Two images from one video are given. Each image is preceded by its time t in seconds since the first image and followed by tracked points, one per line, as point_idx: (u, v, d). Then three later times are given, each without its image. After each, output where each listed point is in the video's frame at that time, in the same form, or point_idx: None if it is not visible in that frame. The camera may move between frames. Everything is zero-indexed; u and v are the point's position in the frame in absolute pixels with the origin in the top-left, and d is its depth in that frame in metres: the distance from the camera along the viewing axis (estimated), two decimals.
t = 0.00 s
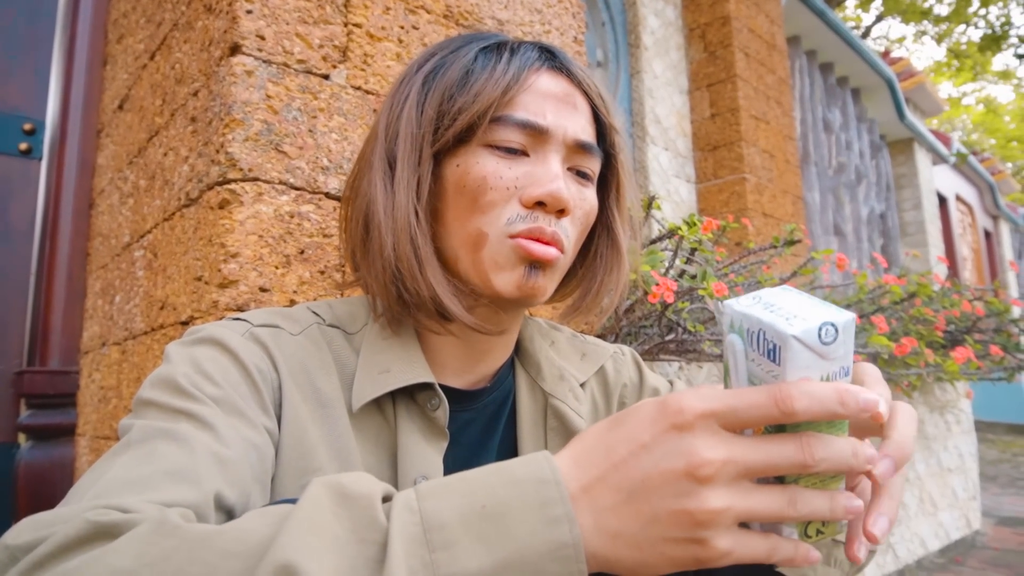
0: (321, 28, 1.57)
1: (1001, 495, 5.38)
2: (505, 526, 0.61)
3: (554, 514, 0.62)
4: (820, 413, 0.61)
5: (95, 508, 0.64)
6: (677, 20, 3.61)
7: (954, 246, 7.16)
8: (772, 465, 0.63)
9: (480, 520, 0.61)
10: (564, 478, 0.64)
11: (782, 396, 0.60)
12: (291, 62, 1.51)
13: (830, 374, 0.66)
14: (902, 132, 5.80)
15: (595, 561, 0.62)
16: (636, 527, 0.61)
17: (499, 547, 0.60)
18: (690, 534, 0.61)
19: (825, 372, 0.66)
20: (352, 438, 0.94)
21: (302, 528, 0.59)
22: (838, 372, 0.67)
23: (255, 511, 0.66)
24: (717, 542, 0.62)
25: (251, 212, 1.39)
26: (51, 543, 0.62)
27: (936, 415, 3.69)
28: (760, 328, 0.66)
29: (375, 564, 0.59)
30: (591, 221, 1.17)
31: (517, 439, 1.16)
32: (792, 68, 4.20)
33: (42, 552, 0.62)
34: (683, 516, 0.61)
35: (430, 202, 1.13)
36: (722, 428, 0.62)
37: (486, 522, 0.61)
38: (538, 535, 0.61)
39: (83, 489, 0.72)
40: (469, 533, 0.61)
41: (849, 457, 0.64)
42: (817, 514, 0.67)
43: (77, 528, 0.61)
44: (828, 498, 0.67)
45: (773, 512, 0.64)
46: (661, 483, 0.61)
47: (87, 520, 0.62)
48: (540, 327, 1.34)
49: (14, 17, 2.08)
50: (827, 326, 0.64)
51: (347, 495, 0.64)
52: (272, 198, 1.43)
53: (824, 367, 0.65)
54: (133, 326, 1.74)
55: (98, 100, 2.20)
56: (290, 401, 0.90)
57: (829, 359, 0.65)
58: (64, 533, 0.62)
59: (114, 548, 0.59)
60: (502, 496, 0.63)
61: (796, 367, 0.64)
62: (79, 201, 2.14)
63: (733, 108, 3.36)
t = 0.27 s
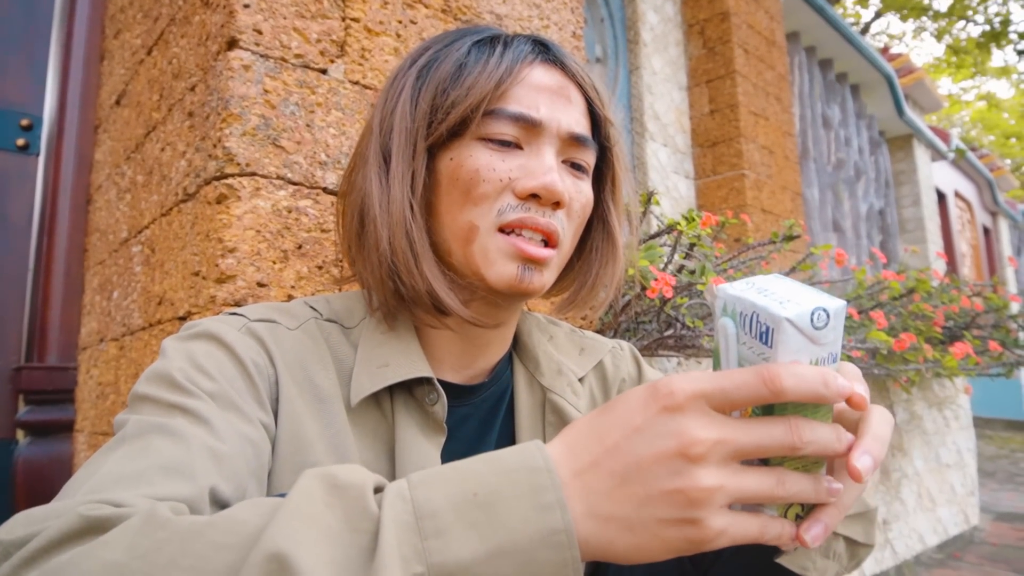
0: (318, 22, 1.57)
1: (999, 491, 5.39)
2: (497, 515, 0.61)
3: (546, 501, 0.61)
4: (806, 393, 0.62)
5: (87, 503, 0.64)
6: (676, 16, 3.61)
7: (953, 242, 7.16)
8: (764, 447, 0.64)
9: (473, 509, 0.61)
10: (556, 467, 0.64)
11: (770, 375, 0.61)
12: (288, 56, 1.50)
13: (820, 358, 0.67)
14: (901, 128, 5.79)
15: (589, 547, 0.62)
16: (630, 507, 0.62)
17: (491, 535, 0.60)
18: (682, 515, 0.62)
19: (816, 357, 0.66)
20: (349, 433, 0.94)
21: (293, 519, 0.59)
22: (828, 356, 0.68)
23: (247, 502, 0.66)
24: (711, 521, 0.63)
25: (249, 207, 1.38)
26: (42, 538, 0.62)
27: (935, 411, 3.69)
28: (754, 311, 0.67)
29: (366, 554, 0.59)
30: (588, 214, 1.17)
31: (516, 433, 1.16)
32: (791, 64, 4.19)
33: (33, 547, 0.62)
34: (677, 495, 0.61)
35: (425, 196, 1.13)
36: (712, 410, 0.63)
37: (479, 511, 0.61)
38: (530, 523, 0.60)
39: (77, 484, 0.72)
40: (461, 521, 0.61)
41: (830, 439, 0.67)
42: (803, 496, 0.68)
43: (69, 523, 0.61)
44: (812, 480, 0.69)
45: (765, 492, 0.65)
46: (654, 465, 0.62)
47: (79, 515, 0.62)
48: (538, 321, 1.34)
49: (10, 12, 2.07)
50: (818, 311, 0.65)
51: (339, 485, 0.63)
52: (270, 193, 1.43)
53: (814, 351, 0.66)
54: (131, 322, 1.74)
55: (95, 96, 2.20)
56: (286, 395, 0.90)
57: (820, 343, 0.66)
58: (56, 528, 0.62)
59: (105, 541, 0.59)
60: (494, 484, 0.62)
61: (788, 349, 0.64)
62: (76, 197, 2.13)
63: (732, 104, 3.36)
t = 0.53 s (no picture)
0: (316, 16, 1.56)
1: (997, 486, 5.41)
2: (491, 501, 0.61)
3: (539, 487, 0.61)
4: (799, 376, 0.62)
5: (80, 497, 0.64)
6: (675, 12, 3.60)
7: (952, 239, 7.17)
8: (757, 434, 0.63)
9: (466, 495, 0.61)
10: (549, 454, 0.63)
11: (764, 355, 0.61)
12: (287, 50, 1.50)
13: (820, 351, 0.66)
14: (901, 124, 5.79)
15: (581, 533, 0.62)
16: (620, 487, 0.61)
17: (484, 523, 0.60)
18: (673, 496, 0.61)
19: (815, 350, 0.66)
20: (347, 429, 0.94)
21: (285, 509, 0.59)
22: (830, 352, 0.67)
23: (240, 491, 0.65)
24: (701, 505, 0.61)
25: (247, 201, 1.38)
26: (36, 531, 0.62)
27: (933, 406, 3.70)
28: (760, 296, 0.68)
29: (358, 542, 0.59)
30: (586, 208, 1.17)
31: (515, 428, 1.16)
32: (790, 60, 4.19)
33: (27, 540, 0.62)
34: (668, 476, 0.61)
35: (424, 188, 1.12)
36: (707, 394, 0.62)
37: (472, 498, 0.61)
38: (523, 510, 0.60)
39: (73, 479, 0.72)
40: (454, 508, 0.61)
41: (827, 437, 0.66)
42: (795, 489, 0.68)
43: (62, 516, 0.61)
44: (803, 474, 0.69)
45: (758, 479, 0.65)
46: (644, 446, 0.62)
47: (72, 508, 0.62)
48: (537, 316, 1.33)
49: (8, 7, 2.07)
50: (823, 303, 0.63)
51: (331, 475, 0.63)
52: (269, 186, 1.42)
53: (815, 344, 0.65)
54: (130, 316, 1.73)
55: (93, 91, 2.20)
56: (282, 389, 0.90)
57: (821, 337, 0.65)
58: (50, 521, 0.62)
59: (98, 533, 0.59)
60: (488, 472, 0.62)
61: (785, 336, 0.65)
62: (74, 191, 2.14)
63: (731, 100, 3.35)
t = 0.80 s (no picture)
0: (315, 11, 1.56)
1: (997, 482, 5.42)
2: (485, 496, 0.61)
3: (533, 482, 0.61)
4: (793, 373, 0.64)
5: (74, 494, 0.64)
6: (675, 8, 3.59)
7: (952, 235, 7.16)
8: (753, 421, 0.63)
9: (460, 491, 0.61)
10: (544, 449, 0.63)
11: (761, 357, 0.63)
12: (285, 45, 1.49)
13: (819, 353, 0.66)
14: (901, 120, 5.78)
15: (575, 529, 0.62)
16: (610, 484, 0.61)
17: (478, 518, 0.60)
18: (665, 492, 0.61)
19: (814, 351, 0.66)
20: (344, 425, 0.94)
21: (279, 505, 0.59)
22: (831, 355, 0.67)
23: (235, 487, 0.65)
24: (692, 499, 0.61)
25: (245, 196, 1.38)
26: (29, 528, 0.61)
27: (933, 402, 3.70)
28: (764, 293, 0.67)
29: (352, 538, 0.59)
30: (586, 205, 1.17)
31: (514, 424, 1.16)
32: (790, 56, 4.18)
33: (20, 537, 0.61)
34: (659, 471, 0.61)
35: (424, 183, 1.12)
36: (702, 388, 0.63)
37: (466, 494, 0.61)
38: (517, 505, 0.60)
39: (67, 476, 0.72)
40: (448, 504, 0.61)
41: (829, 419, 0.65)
42: (801, 480, 0.66)
43: (55, 513, 0.61)
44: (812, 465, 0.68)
45: (757, 471, 0.64)
46: (635, 441, 0.62)
47: (66, 505, 0.62)
48: (536, 312, 1.33)
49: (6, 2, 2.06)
50: (826, 307, 0.63)
51: (326, 471, 0.63)
52: (267, 182, 1.42)
53: (813, 345, 0.66)
54: (129, 313, 1.73)
55: (92, 86, 2.20)
56: (280, 386, 0.90)
57: (821, 338, 0.65)
58: (43, 519, 0.62)
59: (92, 530, 0.59)
60: (482, 467, 0.62)
61: (784, 336, 0.65)
62: (74, 187, 2.14)
63: (731, 96, 3.34)
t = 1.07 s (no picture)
0: (314, 7, 1.55)
1: (996, 479, 5.42)
2: (481, 490, 0.61)
3: (530, 476, 0.61)
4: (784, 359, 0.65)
5: (70, 492, 0.64)
6: (675, 4, 3.58)
7: (952, 232, 7.16)
8: (748, 408, 0.63)
9: (456, 485, 0.61)
10: (540, 443, 0.63)
11: (754, 345, 0.63)
12: (284, 42, 1.49)
13: (815, 342, 0.67)
14: (901, 117, 5.77)
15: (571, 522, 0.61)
16: (605, 472, 0.61)
17: (475, 511, 0.60)
18: (660, 481, 0.61)
19: (809, 339, 0.67)
20: (343, 422, 0.93)
21: (275, 500, 0.58)
22: (828, 345, 0.67)
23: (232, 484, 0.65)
24: (685, 488, 0.61)
25: (245, 193, 1.37)
26: (24, 527, 0.61)
27: (933, 399, 3.70)
28: (763, 280, 0.68)
29: (348, 533, 0.59)
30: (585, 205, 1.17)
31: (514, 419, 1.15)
32: (790, 52, 4.17)
33: (16, 536, 0.61)
34: (651, 461, 0.61)
35: (424, 181, 1.12)
36: (694, 377, 0.63)
37: (464, 488, 0.61)
38: (514, 498, 0.60)
39: (64, 475, 0.72)
40: (444, 497, 0.60)
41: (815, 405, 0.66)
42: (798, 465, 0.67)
43: (51, 511, 0.61)
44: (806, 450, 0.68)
45: (754, 457, 0.64)
46: (628, 432, 0.62)
47: (63, 503, 0.62)
48: (536, 309, 1.33)
49: None
50: (821, 294, 0.64)
51: (322, 467, 0.63)
52: (267, 179, 1.42)
53: (807, 332, 0.66)
54: (128, 310, 1.73)
55: (90, 82, 2.20)
56: (279, 384, 0.89)
57: (816, 326, 0.66)
58: (39, 517, 0.61)
59: (88, 528, 0.59)
60: (478, 461, 0.62)
61: (777, 321, 0.66)
62: (73, 184, 2.14)
63: (731, 93, 3.34)
